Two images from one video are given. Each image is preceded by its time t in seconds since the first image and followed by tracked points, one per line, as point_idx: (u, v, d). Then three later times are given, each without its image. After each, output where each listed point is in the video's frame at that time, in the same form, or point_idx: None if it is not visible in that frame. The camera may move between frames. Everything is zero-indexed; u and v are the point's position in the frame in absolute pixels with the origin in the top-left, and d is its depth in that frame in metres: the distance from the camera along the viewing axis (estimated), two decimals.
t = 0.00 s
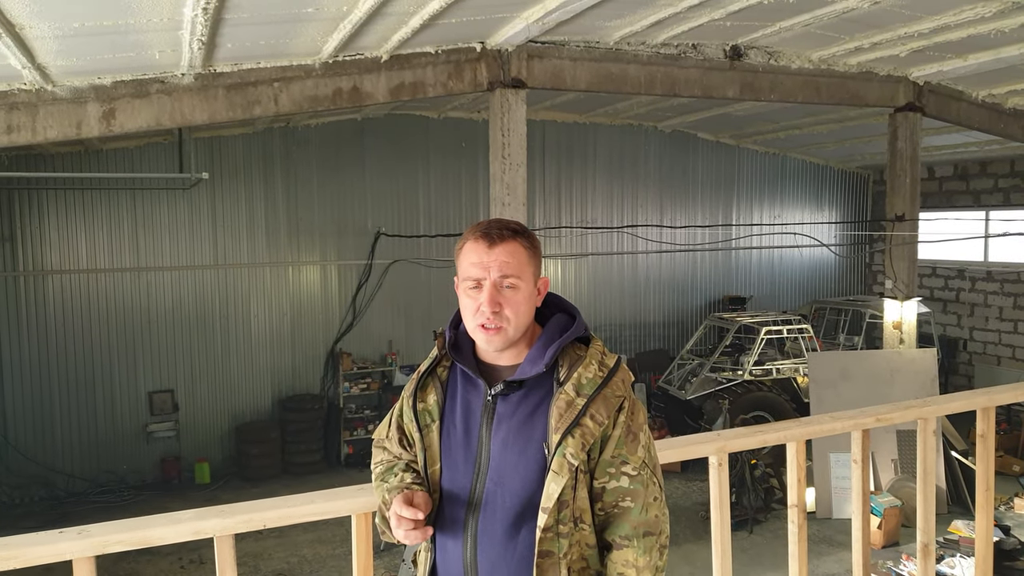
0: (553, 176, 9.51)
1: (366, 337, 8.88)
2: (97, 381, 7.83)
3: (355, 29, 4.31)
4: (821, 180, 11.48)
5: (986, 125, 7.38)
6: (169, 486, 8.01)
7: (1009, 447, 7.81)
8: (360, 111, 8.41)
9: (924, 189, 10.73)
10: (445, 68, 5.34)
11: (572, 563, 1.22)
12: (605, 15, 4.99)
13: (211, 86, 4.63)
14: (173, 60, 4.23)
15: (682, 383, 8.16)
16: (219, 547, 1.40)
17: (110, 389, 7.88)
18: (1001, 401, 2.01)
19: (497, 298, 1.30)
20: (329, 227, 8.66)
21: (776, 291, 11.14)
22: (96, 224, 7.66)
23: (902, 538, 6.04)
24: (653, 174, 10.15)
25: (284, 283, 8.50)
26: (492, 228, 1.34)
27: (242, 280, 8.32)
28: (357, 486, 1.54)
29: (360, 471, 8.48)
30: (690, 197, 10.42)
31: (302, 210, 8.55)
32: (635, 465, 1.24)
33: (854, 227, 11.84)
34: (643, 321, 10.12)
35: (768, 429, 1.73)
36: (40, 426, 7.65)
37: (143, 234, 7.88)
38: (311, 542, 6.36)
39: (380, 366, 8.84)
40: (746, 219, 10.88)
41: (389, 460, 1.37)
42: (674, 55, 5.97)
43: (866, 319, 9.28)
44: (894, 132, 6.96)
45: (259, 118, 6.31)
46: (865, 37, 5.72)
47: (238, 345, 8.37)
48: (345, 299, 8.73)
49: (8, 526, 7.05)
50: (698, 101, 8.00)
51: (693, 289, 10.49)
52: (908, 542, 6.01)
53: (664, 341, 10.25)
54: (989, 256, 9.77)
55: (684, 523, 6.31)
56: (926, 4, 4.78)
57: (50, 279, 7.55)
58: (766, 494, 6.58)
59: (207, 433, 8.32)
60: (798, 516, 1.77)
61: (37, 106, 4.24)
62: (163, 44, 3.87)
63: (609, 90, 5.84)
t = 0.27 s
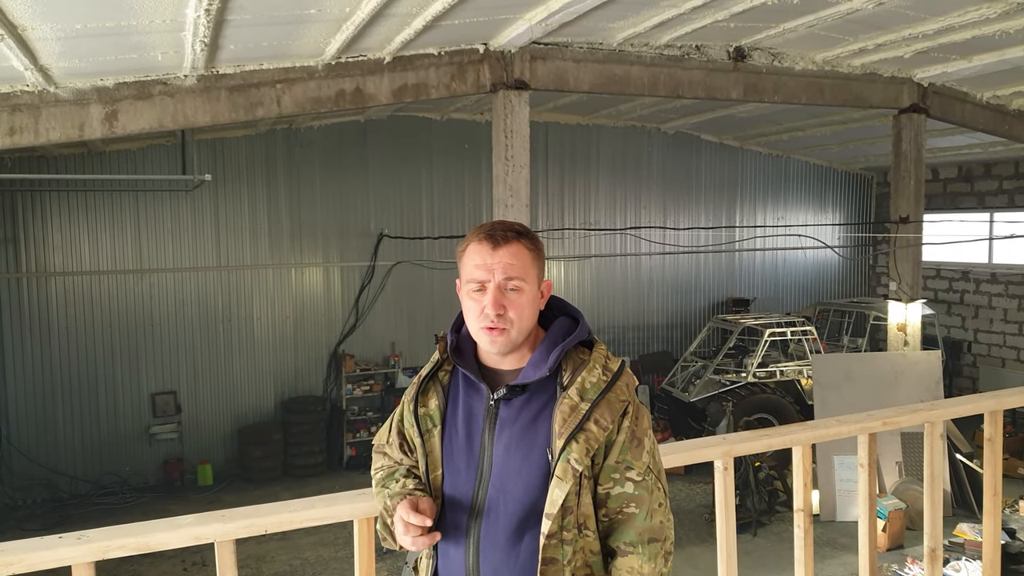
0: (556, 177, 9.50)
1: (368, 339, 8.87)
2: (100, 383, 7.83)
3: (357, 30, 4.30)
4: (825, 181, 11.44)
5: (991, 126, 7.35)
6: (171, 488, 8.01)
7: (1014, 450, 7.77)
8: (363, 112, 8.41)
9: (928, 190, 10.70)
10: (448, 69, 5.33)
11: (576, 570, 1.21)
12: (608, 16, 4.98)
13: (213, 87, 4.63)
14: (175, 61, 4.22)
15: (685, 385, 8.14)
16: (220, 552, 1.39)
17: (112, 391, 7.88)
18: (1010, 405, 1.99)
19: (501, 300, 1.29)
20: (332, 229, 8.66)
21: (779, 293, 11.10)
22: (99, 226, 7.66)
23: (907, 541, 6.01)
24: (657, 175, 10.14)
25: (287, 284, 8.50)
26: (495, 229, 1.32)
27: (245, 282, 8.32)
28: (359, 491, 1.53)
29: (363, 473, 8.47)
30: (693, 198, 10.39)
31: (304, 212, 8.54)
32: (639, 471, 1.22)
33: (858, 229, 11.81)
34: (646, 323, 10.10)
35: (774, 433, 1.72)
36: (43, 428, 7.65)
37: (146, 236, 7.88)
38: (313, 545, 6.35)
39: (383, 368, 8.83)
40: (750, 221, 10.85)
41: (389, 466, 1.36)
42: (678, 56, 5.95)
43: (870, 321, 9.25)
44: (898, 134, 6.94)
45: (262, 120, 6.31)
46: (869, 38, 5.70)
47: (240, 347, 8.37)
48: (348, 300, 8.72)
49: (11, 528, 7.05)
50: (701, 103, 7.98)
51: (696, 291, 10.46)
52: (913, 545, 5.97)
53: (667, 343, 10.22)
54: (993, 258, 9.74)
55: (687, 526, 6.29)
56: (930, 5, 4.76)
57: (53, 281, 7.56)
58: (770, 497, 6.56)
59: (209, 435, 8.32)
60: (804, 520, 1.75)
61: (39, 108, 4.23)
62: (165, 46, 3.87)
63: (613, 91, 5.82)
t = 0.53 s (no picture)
0: (557, 178, 9.49)
1: (370, 340, 8.86)
2: (101, 384, 7.82)
3: (359, 31, 4.29)
4: (827, 183, 11.42)
5: (993, 127, 7.33)
6: (173, 490, 8.00)
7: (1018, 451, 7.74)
8: (365, 113, 8.40)
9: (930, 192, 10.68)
10: (449, 70, 5.33)
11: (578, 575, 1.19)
12: (609, 17, 4.97)
13: (214, 89, 4.63)
14: (176, 62, 4.22)
15: (688, 387, 8.12)
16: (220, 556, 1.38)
17: (114, 392, 7.87)
18: (1015, 407, 1.97)
19: (501, 301, 1.27)
20: (334, 231, 8.65)
21: (781, 294, 11.08)
22: (100, 227, 7.66)
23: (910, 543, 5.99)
24: (658, 176, 10.12)
25: (288, 286, 8.49)
26: (496, 229, 1.31)
27: (247, 283, 8.31)
28: (359, 494, 1.52)
29: (364, 475, 8.46)
30: (695, 200, 10.38)
31: (306, 213, 8.54)
32: (641, 474, 1.21)
33: (860, 230, 11.80)
34: (648, 324, 10.08)
35: (778, 436, 1.71)
36: (44, 429, 7.65)
37: (148, 237, 7.88)
38: (314, 547, 6.33)
39: (385, 369, 8.82)
40: (752, 222, 10.84)
41: (389, 470, 1.35)
42: (680, 57, 5.94)
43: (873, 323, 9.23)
44: (900, 135, 6.92)
45: (264, 122, 6.31)
46: (871, 39, 5.68)
47: (242, 348, 8.36)
48: (349, 302, 8.71)
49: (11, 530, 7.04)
50: (703, 103, 7.97)
51: (698, 292, 10.45)
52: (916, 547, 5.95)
53: (669, 345, 10.21)
54: (996, 259, 9.71)
55: (689, 528, 6.27)
56: (933, 6, 4.74)
57: (54, 282, 7.56)
58: (772, 499, 6.54)
59: (211, 436, 8.31)
60: (808, 523, 1.74)
61: (41, 109, 4.23)
62: (166, 47, 3.86)
63: (615, 93, 5.81)
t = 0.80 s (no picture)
0: (558, 179, 9.48)
1: (370, 341, 8.84)
2: (102, 384, 7.81)
3: (360, 32, 4.28)
4: (828, 184, 11.41)
5: (995, 128, 7.31)
6: (173, 491, 7.99)
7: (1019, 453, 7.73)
8: (365, 114, 8.39)
9: (932, 193, 10.66)
10: (450, 71, 5.32)
11: None
12: (611, 18, 4.96)
13: (214, 89, 4.62)
14: (176, 63, 4.21)
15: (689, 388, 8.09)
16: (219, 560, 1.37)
17: (114, 393, 7.86)
18: (1020, 409, 1.96)
19: (503, 301, 1.26)
20: (334, 231, 8.64)
21: (782, 295, 11.07)
22: (101, 227, 7.66)
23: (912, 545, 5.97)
24: (659, 177, 10.11)
25: (289, 286, 8.48)
26: (498, 229, 1.30)
27: (247, 283, 8.30)
28: (360, 497, 1.50)
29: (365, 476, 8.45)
30: (696, 200, 10.37)
31: (306, 214, 8.53)
32: (644, 479, 1.20)
33: (861, 231, 11.78)
34: (649, 325, 10.06)
35: (782, 438, 1.69)
36: (44, 430, 7.64)
37: (148, 238, 7.87)
38: (315, 548, 6.31)
39: (385, 370, 8.81)
40: (752, 223, 10.82)
41: (389, 473, 1.33)
42: (681, 58, 5.93)
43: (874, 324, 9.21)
44: (902, 136, 6.90)
45: (264, 122, 6.30)
46: (873, 40, 5.66)
47: (242, 349, 8.35)
48: (350, 302, 8.70)
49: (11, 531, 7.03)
50: (704, 104, 7.95)
51: (699, 293, 10.43)
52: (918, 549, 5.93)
53: (670, 346, 10.19)
54: (997, 260, 9.70)
55: (690, 529, 6.25)
56: (935, 6, 4.73)
57: (55, 283, 7.55)
58: (773, 500, 6.52)
59: (211, 437, 8.30)
60: (812, 526, 1.73)
61: (41, 109, 4.22)
62: (166, 47, 3.85)
63: (616, 93, 5.80)
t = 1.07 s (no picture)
0: (559, 180, 9.46)
1: (370, 342, 8.83)
2: (101, 385, 7.79)
3: (360, 32, 4.27)
4: (828, 184, 11.39)
5: (996, 129, 7.29)
6: (172, 492, 7.97)
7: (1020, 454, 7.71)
8: (365, 114, 8.38)
9: (932, 193, 10.65)
10: (450, 71, 5.31)
11: None
12: (612, 18, 4.95)
13: (214, 89, 4.61)
14: (176, 62, 4.20)
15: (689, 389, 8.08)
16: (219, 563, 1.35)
17: (113, 394, 7.85)
18: None
19: (507, 301, 1.25)
20: (334, 232, 8.62)
21: (783, 296, 11.06)
22: (100, 228, 7.64)
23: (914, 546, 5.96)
24: (660, 178, 10.10)
25: (289, 287, 8.46)
26: (504, 228, 1.28)
27: (247, 283, 8.29)
28: (361, 499, 1.49)
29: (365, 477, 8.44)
30: (696, 201, 10.36)
31: (306, 214, 8.51)
32: (650, 482, 1.18)
33: (862, 232, 11.77)
34: (649, 326, 10.05)
35: (786, 440, 1.68)
36: (44, 431, 7.63)
37: (148, 238, 7.86)
38: (315, 550, 6.30)
39: (385, 371, 8.80)
40: (753, 223, 10.81)
41: (389, 473, 1.32)
42: (682, 58, 5.92)
43: (874, 324, 9.20)
44: (903, 137, 6.89)
45: (265, 123, 6.29)
46: (874, 40, 5.65)
47: (242, 350, 8.34)
48: (350, 303, 8.68)
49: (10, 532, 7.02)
50: (705, 105, 7.94)
51: (700, 294, 10.42)
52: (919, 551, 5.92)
53: (671, 346, 10.18)
54: (998, 261, 9.69)
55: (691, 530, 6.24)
56: (936, 6, 4.72)
57: (54, 283, 7.53)
58: (774, 501, 6.51)
59: (210, 438, 8.28)
60: (816, 529, 1.71)
61: (40, 109, 4.21)
62: (166, 47, 3.84)
63: (616, 93, 5.79)
